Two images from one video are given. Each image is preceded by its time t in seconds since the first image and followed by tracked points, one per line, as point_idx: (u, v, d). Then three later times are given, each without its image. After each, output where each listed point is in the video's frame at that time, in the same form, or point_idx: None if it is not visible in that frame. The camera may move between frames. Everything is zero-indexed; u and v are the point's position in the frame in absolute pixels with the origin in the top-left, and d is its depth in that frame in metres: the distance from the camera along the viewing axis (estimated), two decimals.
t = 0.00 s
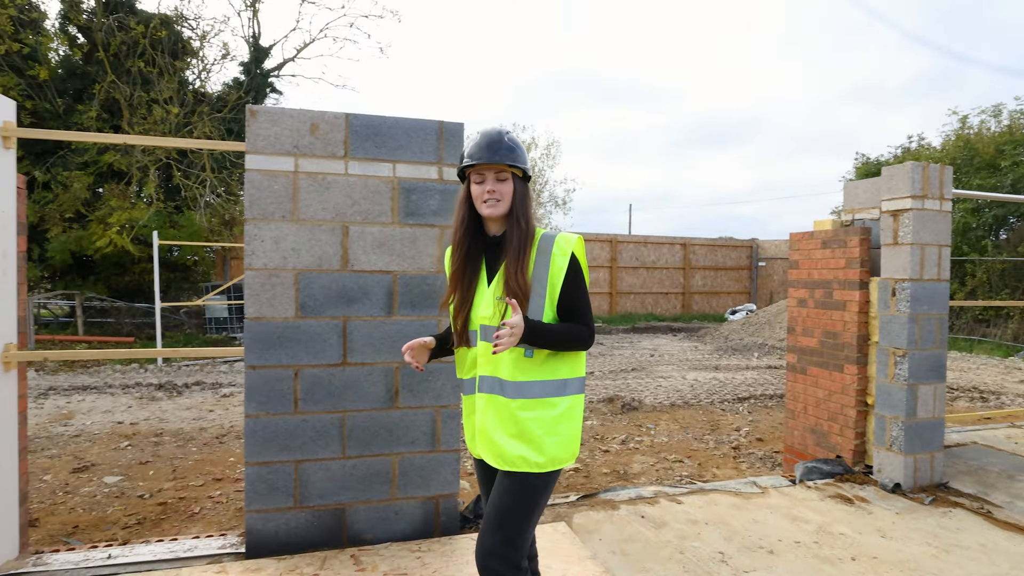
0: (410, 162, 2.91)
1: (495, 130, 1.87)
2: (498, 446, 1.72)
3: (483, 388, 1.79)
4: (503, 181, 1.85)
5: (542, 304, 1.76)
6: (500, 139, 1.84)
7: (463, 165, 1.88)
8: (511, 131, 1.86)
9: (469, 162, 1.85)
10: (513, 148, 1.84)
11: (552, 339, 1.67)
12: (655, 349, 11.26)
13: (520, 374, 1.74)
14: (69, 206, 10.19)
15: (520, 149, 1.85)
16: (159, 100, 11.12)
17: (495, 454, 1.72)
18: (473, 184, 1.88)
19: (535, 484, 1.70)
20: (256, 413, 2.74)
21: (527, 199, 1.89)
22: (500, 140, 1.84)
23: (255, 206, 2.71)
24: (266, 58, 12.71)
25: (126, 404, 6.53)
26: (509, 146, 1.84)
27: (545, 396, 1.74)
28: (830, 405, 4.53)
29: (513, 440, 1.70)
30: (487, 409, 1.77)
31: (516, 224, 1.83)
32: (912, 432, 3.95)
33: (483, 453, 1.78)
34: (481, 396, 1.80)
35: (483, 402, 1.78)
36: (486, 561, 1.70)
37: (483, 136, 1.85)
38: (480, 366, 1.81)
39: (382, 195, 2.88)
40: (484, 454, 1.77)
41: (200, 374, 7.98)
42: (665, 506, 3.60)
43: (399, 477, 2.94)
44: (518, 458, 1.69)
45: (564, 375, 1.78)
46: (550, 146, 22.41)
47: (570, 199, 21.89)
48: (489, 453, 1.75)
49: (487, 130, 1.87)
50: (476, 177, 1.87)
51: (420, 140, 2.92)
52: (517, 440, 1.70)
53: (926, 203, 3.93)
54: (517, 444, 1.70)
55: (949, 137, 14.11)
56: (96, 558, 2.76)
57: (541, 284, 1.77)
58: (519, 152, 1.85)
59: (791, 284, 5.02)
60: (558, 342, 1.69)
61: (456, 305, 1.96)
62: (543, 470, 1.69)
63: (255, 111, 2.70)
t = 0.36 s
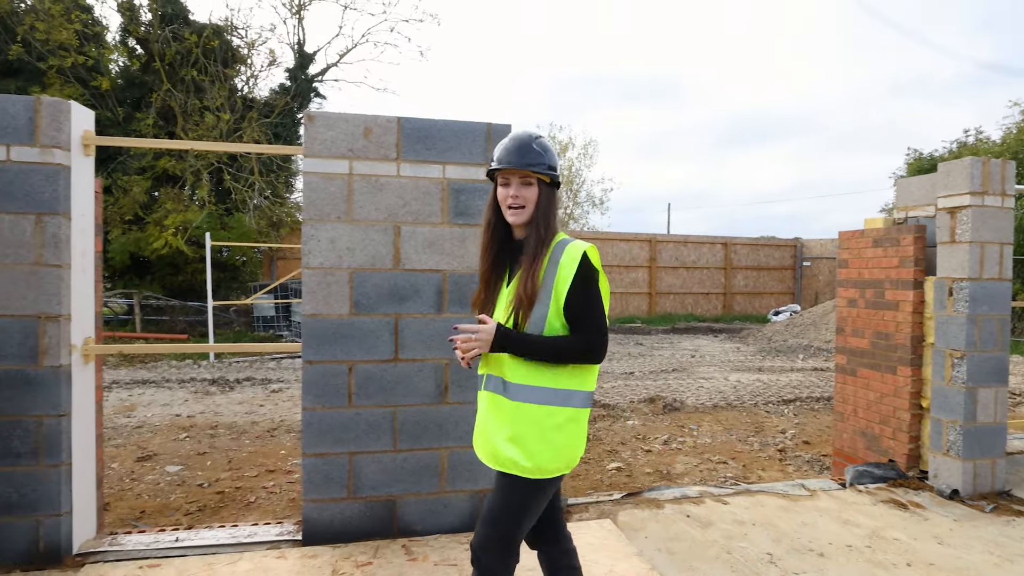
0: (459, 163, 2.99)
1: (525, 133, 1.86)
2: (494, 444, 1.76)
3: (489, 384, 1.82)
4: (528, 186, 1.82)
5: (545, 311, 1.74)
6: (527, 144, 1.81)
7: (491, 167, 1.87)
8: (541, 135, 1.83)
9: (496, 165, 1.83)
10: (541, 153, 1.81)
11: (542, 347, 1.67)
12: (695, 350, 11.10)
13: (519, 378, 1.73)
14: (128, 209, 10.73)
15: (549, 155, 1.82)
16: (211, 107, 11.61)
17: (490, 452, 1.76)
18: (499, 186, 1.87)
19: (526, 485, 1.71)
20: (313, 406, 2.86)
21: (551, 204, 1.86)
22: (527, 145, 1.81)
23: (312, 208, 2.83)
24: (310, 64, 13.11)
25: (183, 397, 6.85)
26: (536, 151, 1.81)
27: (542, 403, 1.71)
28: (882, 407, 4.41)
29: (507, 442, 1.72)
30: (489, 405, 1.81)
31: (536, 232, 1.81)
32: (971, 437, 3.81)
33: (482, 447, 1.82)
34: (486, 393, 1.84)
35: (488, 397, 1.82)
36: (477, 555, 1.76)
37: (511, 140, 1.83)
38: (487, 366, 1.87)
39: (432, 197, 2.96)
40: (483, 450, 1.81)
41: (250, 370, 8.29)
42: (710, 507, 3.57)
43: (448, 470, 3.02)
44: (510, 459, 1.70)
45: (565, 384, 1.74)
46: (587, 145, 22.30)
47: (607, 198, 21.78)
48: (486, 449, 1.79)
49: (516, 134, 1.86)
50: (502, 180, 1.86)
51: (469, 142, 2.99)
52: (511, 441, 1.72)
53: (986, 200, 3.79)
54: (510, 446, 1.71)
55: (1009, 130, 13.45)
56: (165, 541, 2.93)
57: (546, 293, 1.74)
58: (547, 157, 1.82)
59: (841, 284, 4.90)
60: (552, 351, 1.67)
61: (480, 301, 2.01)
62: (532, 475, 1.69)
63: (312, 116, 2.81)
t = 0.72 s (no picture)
0: (503, 166, 3.06)
1: (557, 131, 1.88)
2: (484, 433, 1.81)
3: (484, 376, 1.87)
4: (554, 189, 1.83)
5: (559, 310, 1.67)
6: (557, 144, 1.83)
7: (520, 164, 1.88)
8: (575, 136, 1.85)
9: (524, 163, 1.84)
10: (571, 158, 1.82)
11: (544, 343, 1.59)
12: (735, 352, 10.91)
13: (512, 376, 1.76)
14: (180, 212, 11.19)
15: (579, 161, 1.83)
16: (257, 113, 12.03)
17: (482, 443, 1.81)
18: (525, 185, 1.88)
19: (520, 485, 1.74)
20: (362, 402, 2.96)
21: (575, 210, 1.86)
22: (558, 146, 1.82)
23: (361, 210, 2.93)
24: (351, 69, 13.42)
25: (233, 394, 7.12)
26: (566, 154, 1.81)
27: (529, 402, 1.72)
28: (933, 412, 4.28)
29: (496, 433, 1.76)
30: (484, 395, 1.85)
31: (555, 234, 1.81)
32: None
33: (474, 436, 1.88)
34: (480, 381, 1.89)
35: (483, 388, 1.86)
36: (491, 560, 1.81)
37: (543, 138, 1.85)
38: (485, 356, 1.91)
39: (476, 200, 3.03)
40: (477, 441, 1.86)
41: (295, 368, 8.55)
42: (754, 510, 3.54)
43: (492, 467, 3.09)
44: (497, 452, 1.75)
45: (554, 388, 1.74)
46: (623, 145, 22.10)
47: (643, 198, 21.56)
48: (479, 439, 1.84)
49: (550, 132, 1.87)
50: (528, 178, 1.86)
51: (513, 145, 3.06)
52: (498, 434, 1.76)
53: None
54: (499, 438, 1.75)
55: None
56: (224, 529, 3.08)
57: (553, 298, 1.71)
58: (577, 162, 1.82)
59: (889, 285, 4.78)
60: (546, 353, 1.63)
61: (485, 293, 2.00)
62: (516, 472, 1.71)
63: (362, 122, 2.91)
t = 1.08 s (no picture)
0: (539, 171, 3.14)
1: (568, 135, 1.94)
2: (497, 439, 1.83)
3: (489, 382, 1.89)
4: (565, 194, 1.90)
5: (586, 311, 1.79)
6: (569, 149, 1.89)
7: (531, 166, 1.93)
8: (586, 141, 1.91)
9: (538, 165, 1.90)
10: (583, 163, 1.88)
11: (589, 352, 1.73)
12: (773, 355, 10.70)
13: (528, 381, 1.83)
14: (226, 216, 11.65)
15: (590, 166, 1.90)
16: (298, 119, 12.41)
17: (495, 450, 1.83)
18: (536, 188, 1.93)
19: (541, 483, 1.81)
20: (402, 400, 3.09)
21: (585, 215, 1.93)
22: (571, 151, 1.89)
23: (402, 216, 3.06)
24: (387, 74, 13.68)
25: (277, 391, 7.39)
26: (578, 160, 1.88)
27: (546, 405, 1.82)
28: (980, 418, 4.17)
29: (514, 438, 1.80)
30: (490, 401, 1.87)
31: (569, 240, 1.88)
32: None
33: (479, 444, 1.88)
34: (484, 388, 1.89)
35: (487, 394, 1.88)
36: (519, 561, 1.85)
37: (555, 142, 1.91)
38: (489, 362, 1.93)
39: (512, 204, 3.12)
40: (483, 447, 1.87)
41: (334, 367, 8.80)
42: (790, 513, 3.53)
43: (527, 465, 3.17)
44: (517, 455, 1.80)
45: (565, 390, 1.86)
46: (657, 143, 21.82)
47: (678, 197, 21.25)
48: (487, 446, 1.85)
49: (562, 136, 1.94)
50: (540, 182, 1.92)
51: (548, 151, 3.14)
52: (516, 437, 1.81)
53: None
54: (517, 442, 1.80)
55: None
56: (273, 518, 3.25)
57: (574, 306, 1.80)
58: (589, 168, 1.89)
59: (933, 287, 4.66)
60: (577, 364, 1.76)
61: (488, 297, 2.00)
62: (540, 472, 1.79)
63: (404, 131, 3.03)
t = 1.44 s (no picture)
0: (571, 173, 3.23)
1: (558, 138, 2.02)
2: (531, 437, 1.90)
3: (521, 381, 1.96)
4: (559, 191, 1.96)
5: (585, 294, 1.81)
6: (559, 149, 1.96)
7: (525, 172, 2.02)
8: (577, 141, 1.99)
9: (529, 170, 1.98)
10: (572, 159, 1.95)
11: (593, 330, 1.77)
12: (808, 357, 10.52)
13: (559, 377, 1.92)
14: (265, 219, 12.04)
15: (580, 161, 1.96)
16: (334, 124, 12.73)
17: (530, 446, 1.90)
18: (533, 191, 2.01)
19: (573, 473, 1.89)
20: (439, 396, 3.20)
21: (582, 208, 1.98)
22: (560, 150, 1.96)
23: (438, 218, 3.18)
24: (419, 78, 13.92)
25: (314, 387, 7.63)
26: (566, 157, 1.95)
27: (577, 399, 1.91)
28: None
29: (549, 433, 1.88)
30: (523, 400, 1.94)
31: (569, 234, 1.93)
32: None
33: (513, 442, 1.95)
34: (517, 389, 1.96)
35: (520, 393, 1.95)
36: (555, 545, 1.92)
37: (546, 144, 1.99)
38: (518, 363, 1.99)
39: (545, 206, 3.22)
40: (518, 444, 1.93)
41: (369, 364, 9.02)
42: (822, 513, 3.52)
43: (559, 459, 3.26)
44: (554, 450, 1.88)
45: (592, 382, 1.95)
46: (689, 142, 21.56)
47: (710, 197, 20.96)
48: (521, 443, 1.92)
49: (553, 139, 2.02)
50: (535, 185, 2.00)
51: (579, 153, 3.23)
52: (552, 433, 1.89)
53: None
54: (553, 437, 1.88)
55: None
56: (315, 507, 3.41)
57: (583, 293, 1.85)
58: (578, 164, 1.96)
59: (975, 288, 4.56)
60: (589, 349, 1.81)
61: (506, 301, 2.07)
62: (576, 463, 1.88)
63: (440, 136, 3.15)
